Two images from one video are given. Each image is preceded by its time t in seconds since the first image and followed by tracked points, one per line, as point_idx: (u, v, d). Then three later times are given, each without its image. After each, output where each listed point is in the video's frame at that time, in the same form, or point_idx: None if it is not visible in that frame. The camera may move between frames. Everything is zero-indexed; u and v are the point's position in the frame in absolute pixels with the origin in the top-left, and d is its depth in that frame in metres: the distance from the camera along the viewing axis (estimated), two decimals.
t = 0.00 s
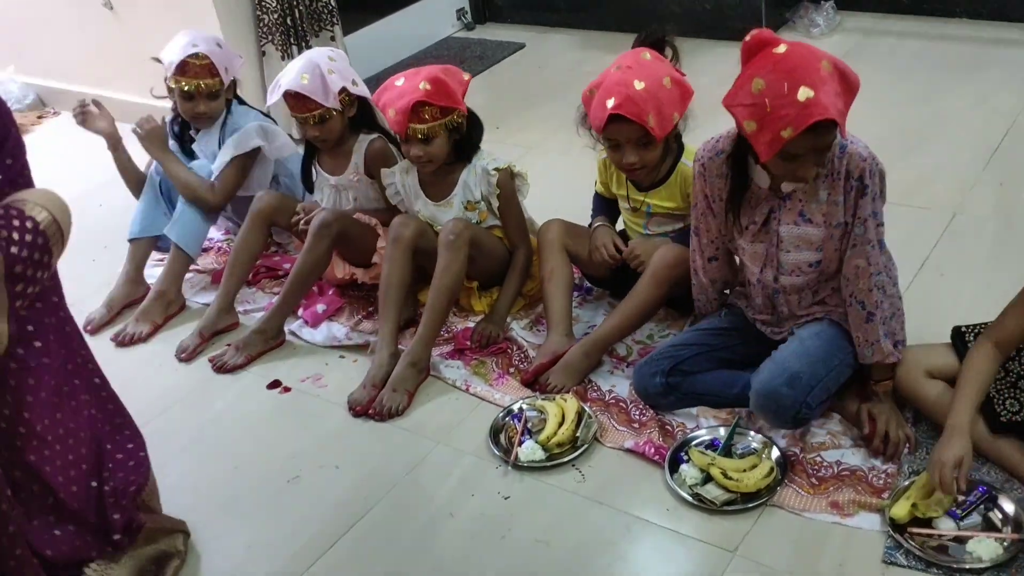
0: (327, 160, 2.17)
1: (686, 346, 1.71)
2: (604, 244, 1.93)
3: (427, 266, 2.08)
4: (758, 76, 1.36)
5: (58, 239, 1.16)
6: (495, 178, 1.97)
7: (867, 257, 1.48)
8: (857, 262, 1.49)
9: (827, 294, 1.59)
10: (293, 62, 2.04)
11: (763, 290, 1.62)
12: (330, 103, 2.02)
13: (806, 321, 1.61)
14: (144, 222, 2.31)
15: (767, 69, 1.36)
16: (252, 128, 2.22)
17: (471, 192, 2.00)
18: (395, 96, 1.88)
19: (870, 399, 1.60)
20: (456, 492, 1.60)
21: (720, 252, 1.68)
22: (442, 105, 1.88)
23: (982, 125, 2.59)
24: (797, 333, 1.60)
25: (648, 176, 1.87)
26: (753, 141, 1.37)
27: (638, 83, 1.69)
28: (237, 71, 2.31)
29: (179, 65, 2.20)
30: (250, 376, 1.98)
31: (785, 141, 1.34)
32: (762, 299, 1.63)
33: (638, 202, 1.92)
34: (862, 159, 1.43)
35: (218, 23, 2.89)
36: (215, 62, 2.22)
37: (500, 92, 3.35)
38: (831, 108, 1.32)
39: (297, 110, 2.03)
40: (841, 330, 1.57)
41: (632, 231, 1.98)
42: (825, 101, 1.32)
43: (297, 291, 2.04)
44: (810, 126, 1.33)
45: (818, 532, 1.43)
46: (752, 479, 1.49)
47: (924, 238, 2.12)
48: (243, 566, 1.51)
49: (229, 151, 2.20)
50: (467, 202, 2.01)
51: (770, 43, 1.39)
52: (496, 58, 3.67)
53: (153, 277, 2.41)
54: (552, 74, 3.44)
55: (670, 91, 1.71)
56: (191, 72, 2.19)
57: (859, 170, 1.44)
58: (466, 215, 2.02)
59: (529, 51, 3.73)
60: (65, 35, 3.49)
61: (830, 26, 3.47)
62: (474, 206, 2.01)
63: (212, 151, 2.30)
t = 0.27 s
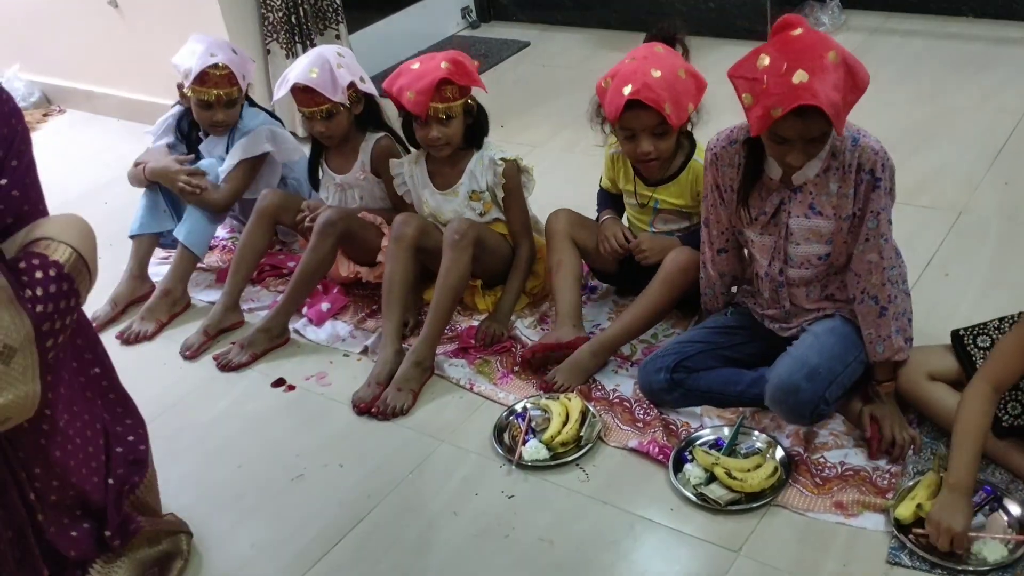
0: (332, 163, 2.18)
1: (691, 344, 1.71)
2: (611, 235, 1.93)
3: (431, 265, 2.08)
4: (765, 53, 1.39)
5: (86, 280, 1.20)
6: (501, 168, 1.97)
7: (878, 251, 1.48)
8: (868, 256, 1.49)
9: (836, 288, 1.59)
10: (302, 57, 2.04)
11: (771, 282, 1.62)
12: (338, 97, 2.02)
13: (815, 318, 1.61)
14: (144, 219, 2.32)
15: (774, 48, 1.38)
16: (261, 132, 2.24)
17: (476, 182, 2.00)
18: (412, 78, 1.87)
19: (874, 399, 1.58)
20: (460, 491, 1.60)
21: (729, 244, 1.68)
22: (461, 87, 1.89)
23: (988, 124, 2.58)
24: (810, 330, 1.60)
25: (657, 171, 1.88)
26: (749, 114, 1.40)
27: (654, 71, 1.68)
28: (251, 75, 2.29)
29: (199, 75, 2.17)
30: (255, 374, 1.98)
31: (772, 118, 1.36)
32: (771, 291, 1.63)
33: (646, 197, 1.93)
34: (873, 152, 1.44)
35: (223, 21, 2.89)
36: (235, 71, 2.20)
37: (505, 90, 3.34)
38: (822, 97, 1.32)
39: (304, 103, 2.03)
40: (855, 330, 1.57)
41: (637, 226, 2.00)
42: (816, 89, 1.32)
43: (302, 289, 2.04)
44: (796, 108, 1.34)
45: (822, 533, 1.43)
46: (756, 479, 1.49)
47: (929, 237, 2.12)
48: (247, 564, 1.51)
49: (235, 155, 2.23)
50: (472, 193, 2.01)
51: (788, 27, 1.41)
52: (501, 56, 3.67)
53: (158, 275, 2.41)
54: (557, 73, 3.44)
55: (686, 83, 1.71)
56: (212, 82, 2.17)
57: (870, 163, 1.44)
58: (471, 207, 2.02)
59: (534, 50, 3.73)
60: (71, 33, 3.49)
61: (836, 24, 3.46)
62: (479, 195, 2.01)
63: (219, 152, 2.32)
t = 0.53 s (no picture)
0: (329, 165, 2.17)
1: (689, 344, 1.71)
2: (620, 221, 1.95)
3: (428, 266, 2.07)
4: (744, 49, 1.40)
5: (43, 239, 1.17)
6: (500, 164, 1.97)
7: (870, 251, 1.48)
8: (859, 256, 1.48)
9: (830, 286, 1.59)
10: (303, 53, 2.04)
11: (763, 279, 1.62)
12: (337, 93, 2.01)
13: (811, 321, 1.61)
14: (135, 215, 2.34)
15: (753, 45, 1.39)
16: (257, 147, 2.24)
17: (475, 177, 1.99)
18: (416, 70, 1.87)
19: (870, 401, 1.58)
20: (456, 493, 1.60)
21: (724, 242, 1.68)
22: (463, 81, 1.88)
23: (987, 124, 2.58)
24: (804, 332, 1.60)
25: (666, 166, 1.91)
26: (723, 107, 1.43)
27: (654, 66, 1.69)
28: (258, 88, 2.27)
29: (205, 87, 2.15)
30: (251, 375, 1.98)
31: (737, 116, 1.38)
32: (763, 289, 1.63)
33: (652, 190, 1.94)
34: (862, 152, 1.44)
35: (220, 21, 2.89)
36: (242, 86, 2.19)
37: (504, 90, 3.34)
38: (783, 101, 1.33)
39: (303, 100, 2.01)
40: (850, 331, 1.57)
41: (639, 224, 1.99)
42: (778, 93, 1.33)
43: (299, 289, 2.04)
44: (758, 109, 1.35)
45: (819, 534, 1.42)
46: (754, 481, 1.48)
47: (927, 237, 2.11)
48: (241, 567, 1.50)
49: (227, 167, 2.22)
50: (470, 187, 2.00)
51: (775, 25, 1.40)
52: (499, 56, 3.66)
53: (154, 275, 2.41)
54: (555, 72, 3.43)
55: (687, 80, 1.71)
56: (217, 96, 2.16)
57: (860, 162, 1.44)
58: (469, 201, 2.02)
59: (532, 49, 3.72)
60: (68, 33, 3.49)
61: (835, 24, 3.45)
62: (477, 191, 2.00)
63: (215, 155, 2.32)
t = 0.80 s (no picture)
0: (328, 164, 2.17)
1: (688, 344, 1.71)
2: (602, 262, 1.91)
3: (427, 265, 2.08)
4: (737, 67, 1.41)
5: None
6: (499, 166, 1.96)
7: (874, 250, 1.48)
8: (863, 255, 1.49)
9: (833, 287, 1.59)
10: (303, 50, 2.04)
11: (767, 285, 1.62)
12: (341, 87, 2.02)
13: (810, 321, 1.61)
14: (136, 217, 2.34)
15: (746, 63, 1.39)
16: (256, 134, 2.24)
17: (473, 179, 1.99)
18: (411, 74, 1.87)
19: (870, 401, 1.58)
20: (454, 492, 1.60)
21: (728, 246, 1.68)
22: (460, 86, 1.88)
23: (985, 124, 2.58)
24: (804, 331, 1.60)
25: (644, 189, 1.85)
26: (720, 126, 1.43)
27: (626, 88, 1.68)
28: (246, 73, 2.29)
29: (185, 67, 2.17)
30: (249, 375, 1.98)
31: (733, 134, 1.38)
32: (768, 294, 1.63)
33: (632, 215, 1.89)
34: (865, 153, 1.44)
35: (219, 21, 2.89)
36: (223, 63, 2.20)
37: (503, 89, 3.34)
38: (777, 118, 1.32)
39: (308, 92, 2.01)
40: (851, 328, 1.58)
41: (628, 242, 1.96)
42: (771, 110, 1.33)
43: (298, 289, 2.04)
44: (753, 128, 1.35)
45: (817, 534, 1.42)
46: (752, 481, 1.48)
47: (926, 237, 2.11)
48: (240, 566, 1.50)
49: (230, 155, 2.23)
50: (469, 189, 2.00)
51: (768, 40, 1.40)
52: (499, 55, 3.66)
53: (154, 275, 2.41)
54: (554, 72, 3.43)
55: (660, 99, 1.70)
56: (198, 74, 2.17)
57: (864, 164, 1.44)
58: (468, 204, 2.02)
59: (532, 49, 3.72)
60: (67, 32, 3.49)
61: (834, 24, 3.45)
62: (475, 193, 2.00)
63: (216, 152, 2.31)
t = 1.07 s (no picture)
0: (330, 163, 2.18)
1: (684, 349, 1.71)
2: (607, 258, 1.90)
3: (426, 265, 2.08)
4: (714, 109, 1.40)
5: None
6: (497, 168, 1.96)
7: (866, 260, 1.47)
8: (855, 266, 1.48)
9: (827, 296, 1.58)
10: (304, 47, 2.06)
11: (762, 297, 1.62)
12: (337, 85, 2.02)
13: (802, 324, 1.62)
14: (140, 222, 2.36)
15: (723, 103, 1.38)
16: (252, 132, 2.23)
17: (472, 182, 2.00)
18: (405, 80, 1.88)
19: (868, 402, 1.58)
20: (454, 493, 1.60)
21: (722, 256, 1.68)
22: (454, 91, 1.88)
23: (984, 124, 2.58)
24: (790, 339, 1.61)
25: (648, 180, 1.85)
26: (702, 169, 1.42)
27: (615, 79, 1.68)
28: (232, 64, 2.30)
29: (167, 54, 2.20)
30: (249, 376, 1.98)
31: (717, 177, 1.37)
32: (764, 305, 1.63)
33: (636, 206, 1.88)
34: (852, 164, 1.43)
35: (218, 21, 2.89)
36: (202, 49, 2.20)
37: (502, 90, 3.34)
38: (758, 160, 1.32)
39: (306, 90, 2.01)
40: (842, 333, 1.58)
41: (631, 236, 1.95)
42: (752, 154, 1.32)
43: (297, 290, 2.04)
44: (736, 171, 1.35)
45: (816, 535, 1.42)
46: (751, 482, 1.48)
47: (924, 238, 2.11)
48: (240, 567, 1.51)
49: (239, 156, 2.22)
50: (467, 192, 2.01)
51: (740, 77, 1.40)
52: (498, 56, 3.66)
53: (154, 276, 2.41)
54: (554, 72, 3.43)
55: (648, 94, 1.67)
56: (177, 59, 2.20)
57: (851, 176, 1.43)
58: (466, 206, 2.02)
59: (531, 49, 3.72)
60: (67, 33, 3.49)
61: (832, 24, 3.45)
62: (474, 195, 2.01)
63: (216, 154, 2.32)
